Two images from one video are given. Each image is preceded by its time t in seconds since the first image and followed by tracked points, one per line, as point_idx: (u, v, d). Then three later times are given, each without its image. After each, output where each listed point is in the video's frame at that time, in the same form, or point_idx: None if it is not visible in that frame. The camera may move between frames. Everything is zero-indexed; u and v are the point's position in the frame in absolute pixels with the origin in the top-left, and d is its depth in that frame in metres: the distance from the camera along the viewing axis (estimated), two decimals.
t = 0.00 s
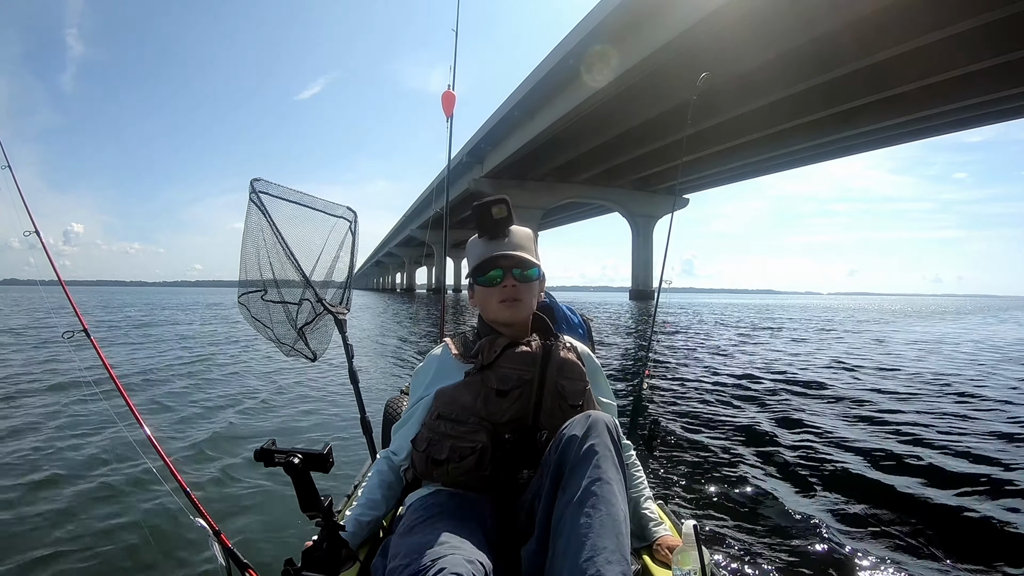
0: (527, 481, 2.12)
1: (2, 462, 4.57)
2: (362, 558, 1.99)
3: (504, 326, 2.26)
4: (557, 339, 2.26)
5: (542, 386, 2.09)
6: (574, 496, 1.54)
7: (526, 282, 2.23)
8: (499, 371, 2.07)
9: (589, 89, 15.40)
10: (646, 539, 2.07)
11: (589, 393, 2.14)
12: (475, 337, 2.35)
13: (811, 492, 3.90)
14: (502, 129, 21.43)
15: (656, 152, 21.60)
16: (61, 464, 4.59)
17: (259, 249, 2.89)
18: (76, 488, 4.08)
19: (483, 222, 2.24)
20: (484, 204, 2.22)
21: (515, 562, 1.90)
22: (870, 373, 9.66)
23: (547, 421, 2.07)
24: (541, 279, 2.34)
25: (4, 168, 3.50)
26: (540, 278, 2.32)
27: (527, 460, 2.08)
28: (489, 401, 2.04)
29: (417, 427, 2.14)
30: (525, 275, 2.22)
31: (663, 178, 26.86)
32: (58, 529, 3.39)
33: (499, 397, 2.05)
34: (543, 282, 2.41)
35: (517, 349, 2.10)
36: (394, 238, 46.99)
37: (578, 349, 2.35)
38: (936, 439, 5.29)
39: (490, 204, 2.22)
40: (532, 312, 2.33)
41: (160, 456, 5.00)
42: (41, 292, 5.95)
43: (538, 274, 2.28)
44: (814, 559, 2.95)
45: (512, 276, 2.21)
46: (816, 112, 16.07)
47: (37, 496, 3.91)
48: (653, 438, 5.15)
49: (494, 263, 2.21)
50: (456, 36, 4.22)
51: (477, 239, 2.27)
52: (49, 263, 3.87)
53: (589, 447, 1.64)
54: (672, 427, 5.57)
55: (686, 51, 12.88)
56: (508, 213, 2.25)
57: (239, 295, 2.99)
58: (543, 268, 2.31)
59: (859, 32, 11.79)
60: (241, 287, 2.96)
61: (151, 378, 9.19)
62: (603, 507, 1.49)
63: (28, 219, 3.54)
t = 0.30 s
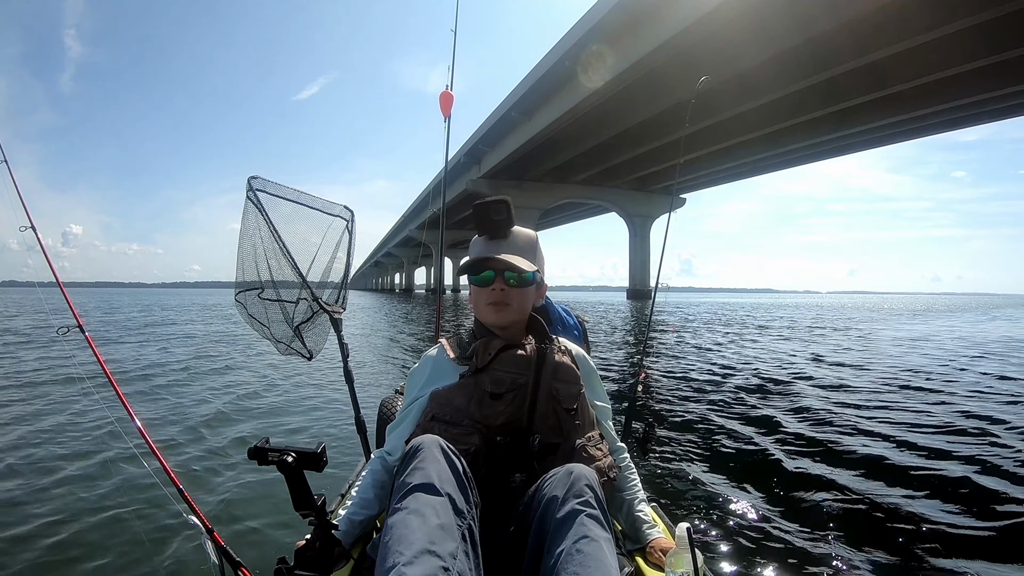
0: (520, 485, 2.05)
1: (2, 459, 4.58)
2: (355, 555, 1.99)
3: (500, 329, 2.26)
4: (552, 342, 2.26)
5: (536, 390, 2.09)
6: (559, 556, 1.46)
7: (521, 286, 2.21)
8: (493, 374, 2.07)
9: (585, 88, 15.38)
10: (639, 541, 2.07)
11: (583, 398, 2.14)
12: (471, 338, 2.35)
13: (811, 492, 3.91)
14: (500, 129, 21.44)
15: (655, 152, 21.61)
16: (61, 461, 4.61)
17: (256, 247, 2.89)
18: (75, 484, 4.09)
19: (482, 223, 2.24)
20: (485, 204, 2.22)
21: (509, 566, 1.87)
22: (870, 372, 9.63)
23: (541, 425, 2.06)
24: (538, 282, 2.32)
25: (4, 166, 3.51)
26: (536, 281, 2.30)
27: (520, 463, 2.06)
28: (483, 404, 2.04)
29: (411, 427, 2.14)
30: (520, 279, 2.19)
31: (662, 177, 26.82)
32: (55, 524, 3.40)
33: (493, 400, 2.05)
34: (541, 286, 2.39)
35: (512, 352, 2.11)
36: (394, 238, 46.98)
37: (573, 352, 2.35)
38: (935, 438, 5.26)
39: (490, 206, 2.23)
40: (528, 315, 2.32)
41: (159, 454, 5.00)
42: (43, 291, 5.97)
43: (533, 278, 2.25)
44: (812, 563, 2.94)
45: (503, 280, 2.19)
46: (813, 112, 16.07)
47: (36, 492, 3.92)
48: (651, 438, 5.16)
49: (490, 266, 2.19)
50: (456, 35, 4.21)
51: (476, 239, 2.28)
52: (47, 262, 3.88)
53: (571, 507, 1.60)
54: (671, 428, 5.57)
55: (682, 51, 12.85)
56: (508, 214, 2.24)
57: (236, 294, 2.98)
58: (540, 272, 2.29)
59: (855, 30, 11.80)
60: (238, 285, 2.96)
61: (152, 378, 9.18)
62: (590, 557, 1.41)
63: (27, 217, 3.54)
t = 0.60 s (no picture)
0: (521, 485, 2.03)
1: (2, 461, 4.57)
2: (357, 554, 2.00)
3: (502, 328, 2.26)
4: (553, 341, 2.26)
5: (538, 390, 2.08)
6: None
7: (525, 286, 2.22)
8: (494, 374, 2.07)
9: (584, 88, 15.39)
10: (641, 539, 2.07)
11: (585, 397, 2.13)
12: (473, 337, 2.35)
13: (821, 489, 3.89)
14: (499, 129, 21.45)
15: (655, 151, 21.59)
16: (61, 462, 4.59)
17: (254, 249, 2.89)
18: (75, 484, 4.08)
19: (486, 222, 2.24)
20: (490, 204, 2.22)
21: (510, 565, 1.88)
22: (872, 370, 9.62)
23: (542, 425, 2.05)
24: (541, 281, 2.32)
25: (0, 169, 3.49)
26: (540, 281, 2.30)
27: (520, 463, 2.05)
28: (484, 404, 2.04)
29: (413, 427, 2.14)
30: (524, 279, 2.20)
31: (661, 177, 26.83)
32: (55, 525, 3.39)
33: (493, 400, 2.05)
34: (545, 284, 2.39)
35: (513, 351, 2.11)
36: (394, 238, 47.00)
37: (575, 351, 2.34)
38: (938, 436, 5.24)
39: (492, 205, 2.22)
40: (530, 315, 2.32)
41: (159, 455, 4.98)
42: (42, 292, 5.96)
43: (536, 278, 2.25)
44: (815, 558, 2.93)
45: (507, 280, 2.19)
46: (812, 111, 16.08)
47: (36, 493, 3.91)
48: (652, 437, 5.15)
49: (494, 266, 2.19)
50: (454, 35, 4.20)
51: (480, 239, 2.29)
52: (44, 263, 3.86)
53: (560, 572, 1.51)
54: (672, 426, 5.56)
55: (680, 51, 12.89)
56: (514, 214, 2.24)
57: (234, 295, 2.97)
58: (543, 272, 2.29)
59: (854, 28, 11.79)
60: (236, 287, 2.96)
61: (153, 379, 9.17)
62: None
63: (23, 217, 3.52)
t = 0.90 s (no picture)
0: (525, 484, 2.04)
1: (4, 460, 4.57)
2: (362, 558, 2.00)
3: (504, 327, 2.27)
4: (555, 340, 2.27)
5: (540, 389, 2.10)
6: None
7: (527, 286, 2.23)
8: (497, 373, 2.08)
9: (585, 88, 15.39)
10: (647, 535, 2.08)
11: (587, 395, 2.15)
12: (474, 337, 2.36)
13: (827, 489, 3.90)
14: (500, 130, 21.45)
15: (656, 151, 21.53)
16: (64, 461, 4.59)
17: (254, 252, 2.90)
18: (78, 484, 4.08)
19: (488, 222, 2.24)
20: (491, 204, 2.22)
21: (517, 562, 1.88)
22: (873, 370, 9.59)
23: (546, 423, 2.06)
24: (543, 280, 2.33)
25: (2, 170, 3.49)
26: (541, 281, 2.31)
27: (524, 461, 2.06)
28: (487, 402, 2.05)
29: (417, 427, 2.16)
30: (526, 278, 2.21)
31: (662, 177, 26.81)
32: (59, 523, 3.39)
33: (496, 398, 2.05)
34: (547, 283, 2.41)
35: (516, 351, 2.12)
36: (394, 238, 46.96)
37: (578, 349, 2.36)
38: (941, 437, 5.23)
39: (494, 205, 2.22)
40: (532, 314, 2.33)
41: (160, 455, 4.98)
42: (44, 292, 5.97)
43: (540, 277, 2.26)
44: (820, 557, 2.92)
45: (512, 279, 2.21)
46: (814, 111, 16.01)
47: (40, 492, 3.91)
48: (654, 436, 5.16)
49: (497, 266, 2.20)
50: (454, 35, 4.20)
51: (481, 239, 2.29)
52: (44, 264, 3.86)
53: (569, 539, 1.55)
54: (674, 425, 5.57)
55: (682, 51, 12.87)
56: (516, 214, 2.25)
57: (235, 298, 2.98)
58: (545, 272, 2.30)
59: (857, 28, 11.73)
60: (237, 288, 2.96)
61: (154, 378, 9.17)
62: None
63: (23, 217, 3.52)
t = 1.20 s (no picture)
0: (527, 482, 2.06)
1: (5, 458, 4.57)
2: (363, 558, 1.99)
3: (504, 328, 2.27)
4: (556, 340, 2.27)
5: (541, 389, 2.10)
6: (569, 510, 1.52)
7: (528, 286, 2.23)
8: (498, 373, 2.08)
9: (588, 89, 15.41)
10: (648, 536, 2.08)
11: (589, 394, 2.15)
12: (475, 338, 2.36)
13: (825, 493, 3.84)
14: (502, 131, 21.47)
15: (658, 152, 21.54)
16: (65, 459, 4.59)
17: (256, 251, 2.90)
18: (79, 482, 4.08)
19: (484, 224, 2.23)
20: (488, 205, 2.22)
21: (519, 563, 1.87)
22: (874, 373, 9.58)
23: (547, 423, 2.07)
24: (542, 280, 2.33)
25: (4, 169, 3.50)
26: (541, 281, 2.31)
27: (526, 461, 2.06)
28: (488, 403, 2.05)
29: (417, 428, 2.15)
30: (526, 279, 2.21)
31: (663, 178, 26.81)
32: (60, 522, 3.39)
33: (498, 398, 2.05)
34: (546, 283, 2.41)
35: (517, 351, 2.11)
36: (395, 238, 47.04)
37: (579, 349, 2.36)
38: (943, 441, 5.22)
39: (493, 206, 2.22)
40: (533, 315, 2.33)
41: (161, 454, 4.96)
42: (46, 291, 5.97)
43: (539, 277, 2.27)
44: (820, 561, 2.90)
45: (512, 280, 2.21)
46: (817, 113, 16.00)
47: (41, 490, 3.91)
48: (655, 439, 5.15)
49: (495, 267, 2.20)
50: (457, 36, 4.21)
51: (480, 240, 2.28)
52: (46, 262, 3.88)
53: (580, 462, 1.63)
54: (674, 427, 5.56)
55: (685, 53, 12.88)
56: (512, 215, 2.25)
57: (236, 297, 2.98)
58: (544, 272, 2.30)
59: (861, 31, 11.72)
60: (238, 288, 2.96)
61: (155, 376, 9.17)
62: (599, 510, 1.48)
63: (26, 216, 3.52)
